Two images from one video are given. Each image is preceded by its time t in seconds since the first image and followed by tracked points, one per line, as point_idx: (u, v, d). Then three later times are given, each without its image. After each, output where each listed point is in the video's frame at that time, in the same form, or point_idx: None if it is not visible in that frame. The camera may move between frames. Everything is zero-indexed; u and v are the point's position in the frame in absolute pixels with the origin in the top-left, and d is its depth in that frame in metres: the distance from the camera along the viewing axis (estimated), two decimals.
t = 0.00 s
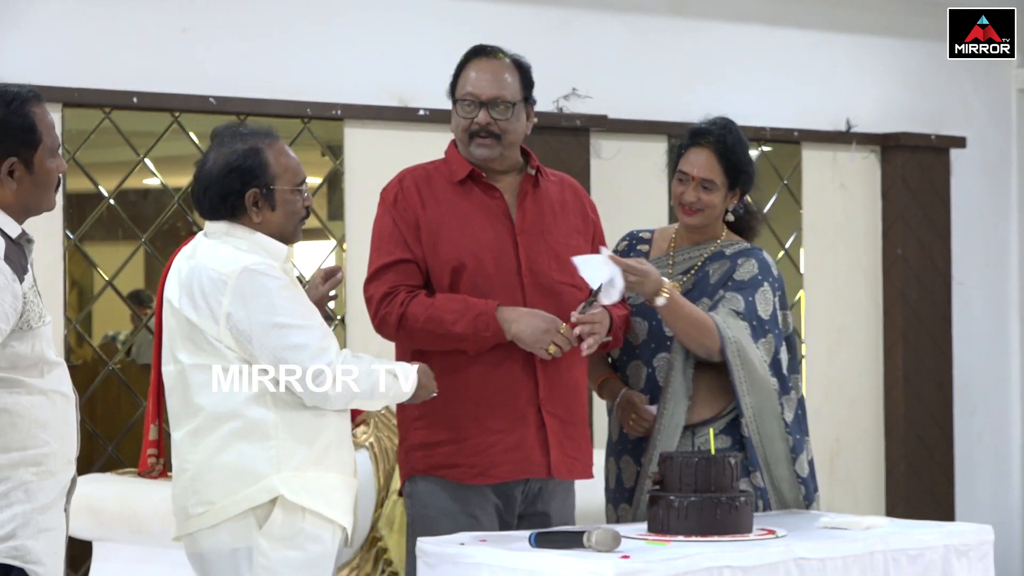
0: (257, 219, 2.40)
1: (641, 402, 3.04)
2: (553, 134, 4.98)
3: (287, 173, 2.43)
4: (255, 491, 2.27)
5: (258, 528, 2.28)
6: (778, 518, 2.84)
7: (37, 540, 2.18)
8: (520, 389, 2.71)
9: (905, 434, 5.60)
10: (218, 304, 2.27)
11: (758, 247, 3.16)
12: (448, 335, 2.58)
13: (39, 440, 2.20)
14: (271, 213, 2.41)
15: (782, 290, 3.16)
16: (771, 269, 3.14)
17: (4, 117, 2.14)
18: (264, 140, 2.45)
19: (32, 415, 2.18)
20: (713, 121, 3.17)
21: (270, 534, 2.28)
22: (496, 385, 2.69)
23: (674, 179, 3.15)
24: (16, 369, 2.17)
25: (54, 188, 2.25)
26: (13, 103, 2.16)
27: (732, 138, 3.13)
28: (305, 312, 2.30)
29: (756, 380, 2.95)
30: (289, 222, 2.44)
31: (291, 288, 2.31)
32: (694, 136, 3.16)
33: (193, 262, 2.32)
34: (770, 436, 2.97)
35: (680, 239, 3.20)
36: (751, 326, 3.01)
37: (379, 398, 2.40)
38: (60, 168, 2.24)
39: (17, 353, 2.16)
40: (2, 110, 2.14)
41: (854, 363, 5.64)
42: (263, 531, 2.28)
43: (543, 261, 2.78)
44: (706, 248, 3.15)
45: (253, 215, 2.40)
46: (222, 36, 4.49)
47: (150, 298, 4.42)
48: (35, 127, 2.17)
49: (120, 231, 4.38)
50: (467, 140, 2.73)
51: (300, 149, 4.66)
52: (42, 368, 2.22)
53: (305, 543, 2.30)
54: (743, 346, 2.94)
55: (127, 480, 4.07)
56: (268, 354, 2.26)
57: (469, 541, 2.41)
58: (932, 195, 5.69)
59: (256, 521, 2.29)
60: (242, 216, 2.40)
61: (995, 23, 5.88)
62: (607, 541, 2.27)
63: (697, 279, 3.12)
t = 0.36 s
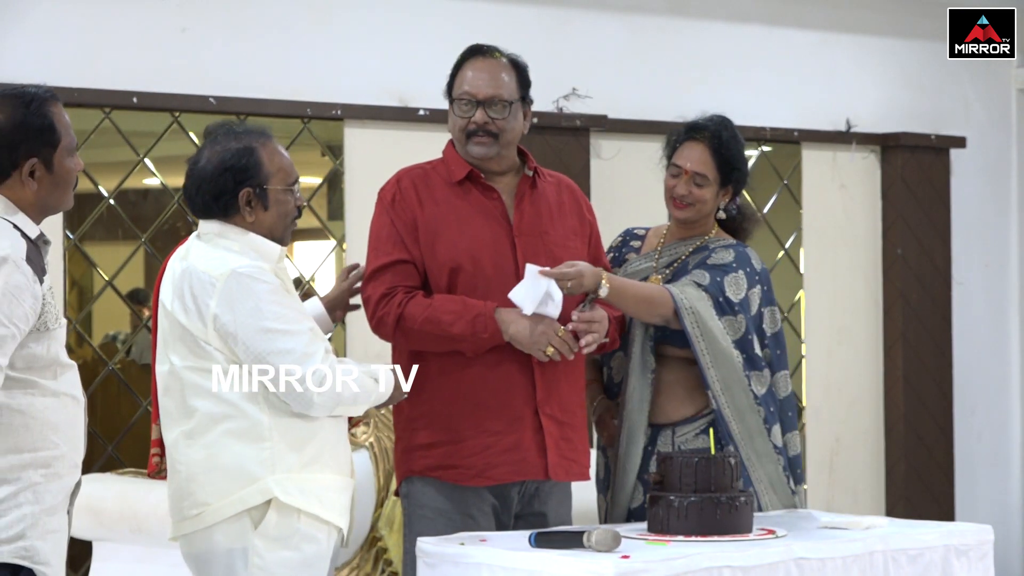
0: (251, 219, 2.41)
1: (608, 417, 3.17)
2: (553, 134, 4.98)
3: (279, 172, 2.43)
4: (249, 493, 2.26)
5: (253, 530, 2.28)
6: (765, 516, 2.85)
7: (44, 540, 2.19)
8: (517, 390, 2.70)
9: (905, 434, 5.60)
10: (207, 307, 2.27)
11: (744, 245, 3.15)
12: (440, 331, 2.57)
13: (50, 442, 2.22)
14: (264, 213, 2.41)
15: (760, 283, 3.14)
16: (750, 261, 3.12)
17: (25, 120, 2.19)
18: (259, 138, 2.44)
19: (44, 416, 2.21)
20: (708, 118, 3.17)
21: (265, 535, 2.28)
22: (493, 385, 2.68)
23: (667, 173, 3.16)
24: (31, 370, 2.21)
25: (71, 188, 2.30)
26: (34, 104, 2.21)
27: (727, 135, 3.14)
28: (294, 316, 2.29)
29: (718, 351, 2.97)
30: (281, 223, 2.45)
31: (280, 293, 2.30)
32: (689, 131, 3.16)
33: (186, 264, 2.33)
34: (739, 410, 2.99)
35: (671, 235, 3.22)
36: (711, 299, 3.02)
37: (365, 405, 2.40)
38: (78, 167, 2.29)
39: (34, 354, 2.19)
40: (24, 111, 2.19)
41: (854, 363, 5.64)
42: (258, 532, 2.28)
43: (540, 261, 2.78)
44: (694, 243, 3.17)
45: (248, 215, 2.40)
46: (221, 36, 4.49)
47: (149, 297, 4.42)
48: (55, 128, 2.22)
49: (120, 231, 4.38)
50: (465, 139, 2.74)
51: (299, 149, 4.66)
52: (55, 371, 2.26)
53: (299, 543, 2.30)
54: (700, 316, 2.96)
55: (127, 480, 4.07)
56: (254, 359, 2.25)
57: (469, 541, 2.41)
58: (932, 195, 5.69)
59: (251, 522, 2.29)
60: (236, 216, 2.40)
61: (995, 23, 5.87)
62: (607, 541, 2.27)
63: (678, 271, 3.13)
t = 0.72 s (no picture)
0: (253, 217, 2.41)
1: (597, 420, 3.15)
2: (553, 134, 4.98)
3: (272, 164, 2.43)
4: (246, 494, 2.26)
5: (251, 530, 2.28)
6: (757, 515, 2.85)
7: (69, 542, 2.10)
8: (512, 389, 2.70)
9: (905, 434, 5.60)
10: (203, 309, 2.27)
11: (723, 241, 3.14)
12: (429, 329, 2.57)
13: (74, 442, 2.13)
14: (266, 210, 2.42)
15: (741, 278, 3.12)
16: (729, 255, 3.11)
17: (44, 117, 2.10)
18: (242, 135, 2.43)
19: (68, 416, 2.12)
20: (692, 115, 3.19)
21: (263, 536, 2.27)
22: (488, 385, 2.68)
23: (651, 170, 3.16)
24: (52, 370, 2.11)
25: (89, 188, 2.21)
26: (51, 101, 2.12)
27: (712, 132, 3.15)
28: (289, 318, 2.28)
29: (697, 342, 2.96)
30: (282, 215, 2.46)
31: (277, 294, 2.29)
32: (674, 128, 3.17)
33: (183, 266, 2.33)
34: (722, 401, 2.99)
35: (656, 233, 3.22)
36: (688, 289, 2.99)
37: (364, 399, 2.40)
38: (95, 167, 2.19)
39: (56, 354, 2.10)
40: (42, 109, 2.10)
41: (853, 363, 5.64)
42: (256, 533, 2.28)
43: (534, 261, 2.78)
44: (678, 238, 3.17)
45: (250, 214, 2.41)
46: (221, 36, 4.49)
47: (148, 297, 4.42)
48: (74, 126, 2.13)
49: (120, 230, 4.38)
50: (458, 140, 2.73)
51: (299, 149, 4.66)
52: (76, 369, 2.16)
53: (298, 544, 2.29)
54: (677, 308, 2.94)
55: (128, 480, 4.07)
56: (248, 361, 2.24)
57: (469, 541, 2.41)
58: (932, 195, 5.68)
59: (249, 523, 2.28)
60: (239, 218, 2.41)
61: (995, 23, 5.87)
62: (607, 541, 2.27)
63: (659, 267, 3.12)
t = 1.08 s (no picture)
0: (258, 214, 2.41)
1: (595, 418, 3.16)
2: (553, 134, 4.98)
3: (273, 161, 2.43)
4: (249, 493, 2.26)
5: (252, 530, 2.28)
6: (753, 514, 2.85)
7: (86, 546, 2.03)
8: (506, 386, 2.70)
9: (905, 434, 5.60)
10: (204, 308, 2.27)
11: (713, 238, 3.14)
12: (420, 326, 2.56)
13: (95, 444, 2.05)
14: (270, 206, 2.42)
15: (730, 273, 3.12)
16: (717, 250, 3.11)
17: (66, 114, 2.00)
18: (241, 134, 2.43)
19: (89, 418, 2.04)
20: (681, 114, 3.19)
21: (265, 536, 2.27)
22: (482, 383, 2.68)
23: (639, 169, 3.17)
24: (74, 373, 2.03)
25: (108, 186, 2.13)
26: (73, 97, 2.03)
27: (700, 130, 3.15)
28: (289, 318, 2.27)
29: (686, 337, 2.96)
30: (287, 210, 2.45)
31: (278, 295, 2.29)
32: (662, 126, 3.18)
33: (186, 266, 2.33)
34: (714, 396, 2.99)
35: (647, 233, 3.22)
36: (677, 283, 2.99)
37: (364, 396, 2.39)
38: (115, 165, 2.11)
39: (77, 356, 2.02)
40: (64, 105, 2.01)
41: (853, 363, 5.64)
42: (257, 532, 2.28)
43: (530, 259, 2.78)
44: (667, 237, 3.16)
45: (255, 211, 2.41)
46: (220, 37, 4.49)
47: (147, 297, 4.42)
48: (95, 123, 2.04)
49: (119, 230, 4.38)
50: (454, 142, 2.73)
51: (299, 149, 4.67)
52: (98, 371, 2.08)
53: (300, 543, 2.28)
54: (666, 302, 2.94)
55: (128, 480, 4.07)
56: (248, 360, 2.24)
57: (470, 541, 2.41)
58: (932, 195, 5.68)
59: (250, 521, 2.29)
60: (243, 215, 2.40)
61: (995, 23, 5.87)
62: (606, 541, 2.27)
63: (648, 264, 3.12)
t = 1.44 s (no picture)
0: (261, 211, 2.41)
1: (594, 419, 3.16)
2: (553, 134, 4.98)
3: (274, 159, 2.43)
4: (252, 493, 2.26)
5: (255, 530, 2.29)
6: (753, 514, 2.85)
7: (97, 547, 2.03)
8: (504, 386, 2.70)
9: (905, 435, 5.60)
10: (206, 306, 2.27)
11: (709, 238, 3.13)
12: (398, 329, 2.57)
13: (108, 445, 2.05)
14: (273, 203, 2.42)
15: (727, 271, 3.12)
16: (713, 249, 3.11)
17: (84, 115, 2.00)
18: (241, 133, 2.43)
19: (103, 418, 2.04)
20: (677, 114, 3.19)
21: (269, 536, 2.27)
22: (479, 382, 2.68)
23: (637, 169, 3.17)
24: (88, 374, 2.03)
25: (123, 187, 2.13)
26: (90, 99, 2.02)
27: (697, 130, 3.15)
28: (287, 321, 2.27)
29: (682, 335, 2.96)
30: (290, 206, 2.46)
31: (279, 297, 2.29)
32: (660, 125, 3.18)
33: (188, 265, 2.32)
34: (710, 394, 2.99)
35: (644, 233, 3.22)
36: (672, 281, 2.99)
37: (364, 399, 2.38)
38: (130, 166, 2.11)
39: (90, 357, 2.02)
40: (82, 106, 2.01)
41: (853, 364, 5.65)
42: (260, 532, 2.28)
43: (527, 260, 2.78)
44: (664, 237, 3.16)
45: (258, 209, 2.41)
46: (221, 37, 4.49)
47: (147, 297, 4.43)
48: (112, 124, 2.04)
49: (118, 230, 4.39)
50: (452, 143, 2.73)
51: (300, 149, 4.67)
52: (111, 372, 2.08)
53: (303, 543, 2.28)
54: (661, 300, 2.94)
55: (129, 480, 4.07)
56: (247, 361, 2.23)
57: (470, 541, 2.41)
58: (932, 195, 5.68)
59: (254, 521, 2.29)
60: (247, 213, 2.41)
61: (995, 23, 5.87)
62: (607, 541, 2.27)
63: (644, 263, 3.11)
